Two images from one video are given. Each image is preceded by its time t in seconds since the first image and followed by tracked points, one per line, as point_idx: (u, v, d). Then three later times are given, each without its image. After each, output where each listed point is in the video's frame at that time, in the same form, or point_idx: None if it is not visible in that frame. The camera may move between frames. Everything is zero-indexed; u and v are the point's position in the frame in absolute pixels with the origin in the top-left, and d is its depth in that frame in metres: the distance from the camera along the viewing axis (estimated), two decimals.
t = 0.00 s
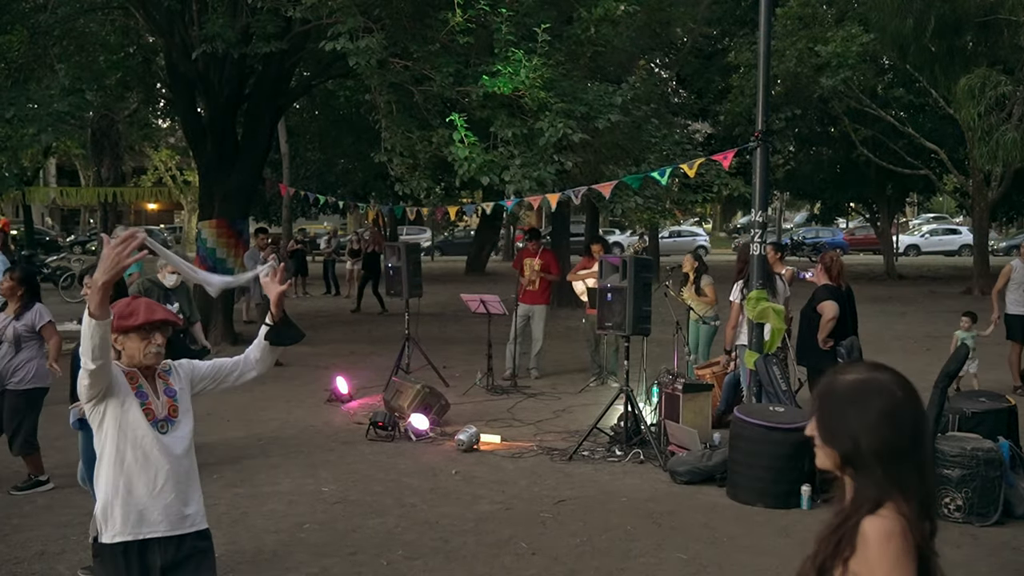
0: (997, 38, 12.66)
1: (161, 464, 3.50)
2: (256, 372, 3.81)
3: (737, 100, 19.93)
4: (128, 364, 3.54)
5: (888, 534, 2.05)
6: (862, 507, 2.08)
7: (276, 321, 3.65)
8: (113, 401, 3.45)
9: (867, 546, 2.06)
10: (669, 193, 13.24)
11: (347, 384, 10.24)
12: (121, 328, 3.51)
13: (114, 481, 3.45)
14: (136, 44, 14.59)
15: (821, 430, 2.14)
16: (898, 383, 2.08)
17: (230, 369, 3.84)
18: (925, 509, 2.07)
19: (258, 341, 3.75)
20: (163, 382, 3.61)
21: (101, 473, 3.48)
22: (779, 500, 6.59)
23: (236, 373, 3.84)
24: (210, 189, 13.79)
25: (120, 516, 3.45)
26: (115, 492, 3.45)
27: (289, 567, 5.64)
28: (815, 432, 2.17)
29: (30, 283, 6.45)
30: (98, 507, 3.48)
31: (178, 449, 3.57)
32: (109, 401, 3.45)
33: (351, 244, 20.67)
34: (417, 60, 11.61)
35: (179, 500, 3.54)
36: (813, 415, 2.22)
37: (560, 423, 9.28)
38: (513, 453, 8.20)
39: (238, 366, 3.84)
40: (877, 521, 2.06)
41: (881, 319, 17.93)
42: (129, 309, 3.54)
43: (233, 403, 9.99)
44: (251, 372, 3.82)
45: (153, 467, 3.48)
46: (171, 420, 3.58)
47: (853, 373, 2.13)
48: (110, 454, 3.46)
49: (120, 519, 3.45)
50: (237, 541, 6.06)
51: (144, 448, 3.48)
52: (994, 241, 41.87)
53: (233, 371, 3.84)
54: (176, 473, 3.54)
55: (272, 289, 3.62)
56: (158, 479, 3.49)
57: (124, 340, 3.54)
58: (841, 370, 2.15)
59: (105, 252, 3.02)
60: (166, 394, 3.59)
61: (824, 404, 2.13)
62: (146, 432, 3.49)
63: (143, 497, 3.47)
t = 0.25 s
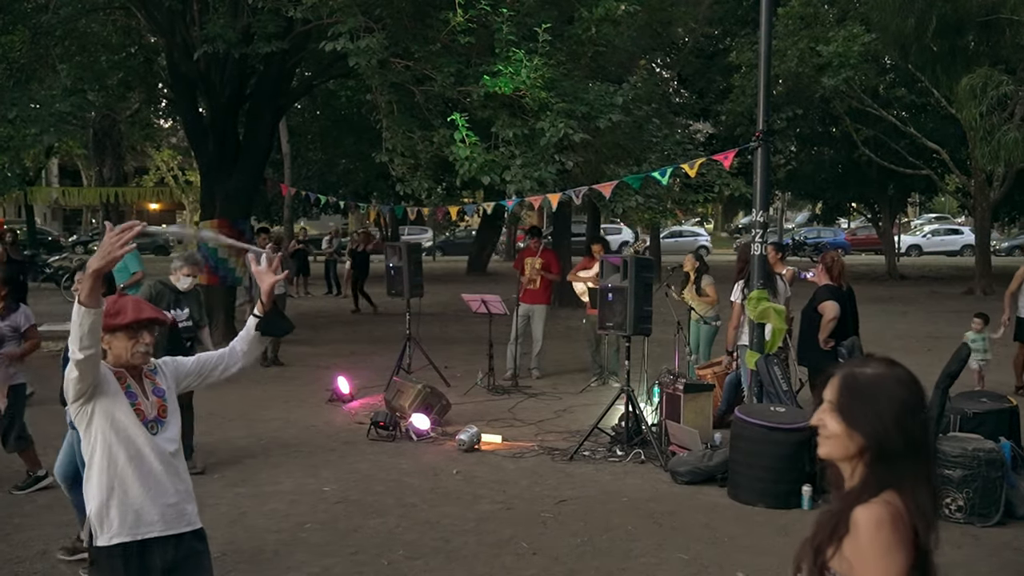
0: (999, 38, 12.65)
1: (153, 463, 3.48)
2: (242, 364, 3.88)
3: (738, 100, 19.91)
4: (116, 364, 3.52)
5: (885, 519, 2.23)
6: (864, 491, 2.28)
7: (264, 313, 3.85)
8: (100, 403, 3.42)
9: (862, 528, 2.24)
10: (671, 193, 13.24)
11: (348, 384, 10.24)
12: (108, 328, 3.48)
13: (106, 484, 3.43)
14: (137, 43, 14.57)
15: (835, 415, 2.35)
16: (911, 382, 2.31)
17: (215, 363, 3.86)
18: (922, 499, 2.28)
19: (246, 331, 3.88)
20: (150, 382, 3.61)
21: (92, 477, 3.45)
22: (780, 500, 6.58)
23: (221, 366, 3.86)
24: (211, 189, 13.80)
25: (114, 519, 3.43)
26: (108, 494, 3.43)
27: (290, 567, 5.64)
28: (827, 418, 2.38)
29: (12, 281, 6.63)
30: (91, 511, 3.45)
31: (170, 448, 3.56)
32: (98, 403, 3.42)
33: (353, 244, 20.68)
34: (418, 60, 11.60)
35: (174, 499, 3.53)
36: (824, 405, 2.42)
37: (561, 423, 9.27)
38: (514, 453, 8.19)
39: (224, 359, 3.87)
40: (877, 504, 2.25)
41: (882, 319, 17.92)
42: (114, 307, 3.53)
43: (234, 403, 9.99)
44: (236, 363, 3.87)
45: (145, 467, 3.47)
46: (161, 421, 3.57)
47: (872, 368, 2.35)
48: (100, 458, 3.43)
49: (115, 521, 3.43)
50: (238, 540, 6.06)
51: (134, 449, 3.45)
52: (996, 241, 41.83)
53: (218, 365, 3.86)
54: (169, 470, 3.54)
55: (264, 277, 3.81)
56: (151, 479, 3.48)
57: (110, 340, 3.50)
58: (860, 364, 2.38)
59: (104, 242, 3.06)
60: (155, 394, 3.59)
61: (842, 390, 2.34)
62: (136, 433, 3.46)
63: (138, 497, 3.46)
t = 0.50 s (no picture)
0: (1001, 38, 12.64)
1: (142, 463, 3.46)
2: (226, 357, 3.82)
3: (740, 100, 19.91)
4: (101, 363, 3.47)
5: (877, 499, 2.26)
6: (855, 474, 2.31)
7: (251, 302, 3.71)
8: (87, 404, 3.38)
9: (855, 511, 2.27)
10: (672, 193, 13.24)
11: (349, 383, 10.24)
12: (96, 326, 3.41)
13: (97, 486, 3.40)
14: (140, 44, 14.52)
15: (825, 401, 2.40)
16: (896, 366, 2.37)
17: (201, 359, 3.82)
18: (910, 480, 2.32)
19: (232, 323, 3.80)
20: (136, 381, 3.58)
21: (81, 480, 3.41)
22: (781, 500, 6.57)
23: (206, 362, 3.82)
24: (213, 189, 13.82)
25: (107, 521, 3.41)
26: (99, 497, 3.40)
27: (291, 567, 5.63)
28: (815, 405, 2.43)
29: None
30: (82, 515, 3.42)
31: (158, 447, 3.54)
32: (85, 404, 3.38)
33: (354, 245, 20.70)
34: (420, 61, 11.60)
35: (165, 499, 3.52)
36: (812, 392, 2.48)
37: (562, 423, 9.27)
38: (516, 453, 8.19)
39: (209, 352, 3.82)
40: (868, 484, 2.28)
41: (884, 319, 17.92)
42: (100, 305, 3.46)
43: (236, 403, 10.00)
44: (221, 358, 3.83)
45: (135, 468, 3.45)
46: (148, 421, 3.54)
47: (858, 352, 2.41)
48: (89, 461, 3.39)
49: (108, 523, 3.41)
50: (239, 540, 6.06)
51: (123, 450, 3.43)
52: (998, 241, 41.80)
53: (203, 360, 3.82)
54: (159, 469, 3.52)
55: (252, 269, 3.69)
56: (141, 479, 3.46)
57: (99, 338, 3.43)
58: (846, 350, 2.44)
59: (94, 238, 2.99)
60: (141, 393, 3.56)
61: (830, 374, 2.39)
62: (125, 434, 3.43)
63: (130, 498, 3.43)
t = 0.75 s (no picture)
0: (1005, 37, 12.61)
1: (113, 466, 3.35)
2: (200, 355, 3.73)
3: (742, 99, 19.89)
4: (72, 361, 3.36)
5: (887, 488, 2.31)
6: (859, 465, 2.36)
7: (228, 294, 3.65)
8: (57, 403, 3.27)
9: (866, 502, 2.30)
10: (675, 193, 13.22)
11: (351, 383, 10.25)
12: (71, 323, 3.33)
13: (65, 488, 3.28)
14: (142, 44, 14.53)
15: (817, 398, 2.45)
16: (874, 353, 2.45)
17: (173, 358, 3.73)
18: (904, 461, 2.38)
19: (208, 318, 3.72)
20: (108, 380, 3.47)
21: (48, 482, 3.30)
22: (783, 500, 6.56)
23: (177, 360, 3.74)
24: (216, 189, 13.84)
25: (75, 526, 3.29)
26: (67, 501, 3.28)
27: (293, 567, 5.63)
28: (808, 401, 2.48)
29: None
30: (49, 519, 3.30)
31: (129, 449, 3.42)
32: (54, 403, 3.27)
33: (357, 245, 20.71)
34: (422, 61, 11.60)
35: (135, 504, 3.41)
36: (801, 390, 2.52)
37: (564, 423, 9.27)
38: (517, 453, 8.19)
39: (181, 350, 3.73)
40: (873, 475, 2.33)
41: (886, 319, 17.91)
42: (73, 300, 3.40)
43: (238, 403, 10.00)
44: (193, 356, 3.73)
45: (105, 472, 3.34)
46: (119, 422, 3.43)
47: (840, 346, 2.48)
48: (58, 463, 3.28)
49: (75, 529, 3.29)
50: (241, 540, 6.06)
51: (94, 452, 3.31)
52: (1001, 241, 41.74)
53: (175, 358, 3.73)
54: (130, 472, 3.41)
55: (231, 262, 3.58)
56: (111, 481, 3.35)
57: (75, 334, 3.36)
58: (828, 344, 2.50)
59: (79, 227, 2.98)
60: (113, 393, 3.45)
61: (819, 370, 2.45)
62: (96, 434, 3.32)
63: (100, 502, 3.32)
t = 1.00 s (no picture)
0: (1009, 37, 12.58)
1: (92, 483, 3.28)
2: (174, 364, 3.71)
3: (745, 99, 19.87)
4: (49, 374, 3.28)
5: (890, 489, 2.36)
6: (858, 470, 2.41)
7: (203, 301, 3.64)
8: (35, 419, 3.19)
9: (873, 505, 2.35)
10: (678, 193, 13.20)
11: (354, 383, 10.25)
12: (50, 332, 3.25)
13: (42, 506, 3.19)
14: (145, 44, 14.57)
15: (809, 409, 2.48)
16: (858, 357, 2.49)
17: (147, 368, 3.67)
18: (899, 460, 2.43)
19: (184, 325, 3.70)
20: (84, 392, 3.40)
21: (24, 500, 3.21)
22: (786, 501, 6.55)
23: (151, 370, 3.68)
24: (219, 190, 13.85)
25: (51, 546, 3.20)
26: (43, 520, 3.19)
27: (295, 567, 5.63)
28: (801, 411, 2.52)
29: None
30: (24, 538, 3.21)
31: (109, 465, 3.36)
32: (33, 419, 3.19)
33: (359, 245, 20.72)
34: (425, 61, 11.61)
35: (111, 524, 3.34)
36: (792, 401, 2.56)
37: (566, 423, 9.27)
38: (520, 454, 8.19)
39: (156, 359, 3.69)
40: (874, 478, 2.38)
41: (889, 320, 17.88)
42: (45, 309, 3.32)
43: (240, 403, 10.00)
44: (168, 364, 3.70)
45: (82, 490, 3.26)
46: (99, 434, 3.38)
47: (825, 355, 2.53)
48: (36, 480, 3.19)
49: (51, 548, 3.20)
50: (243, 540, 6.06)
51: (73, 469, 3.23)
52: (1005, 241, 41.66)
53: (149, 367, 3.68)
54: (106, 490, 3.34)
55: (210, 266, 3.62)
56: (89, 499, 3.28)
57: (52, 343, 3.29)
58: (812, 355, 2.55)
59: (72, 235, 2.94)
60: (91, 404, 3.40)
61: (809, 381, 2.49)
62: (77, 450, 3.24)
63: (77, 521, 3.25)
